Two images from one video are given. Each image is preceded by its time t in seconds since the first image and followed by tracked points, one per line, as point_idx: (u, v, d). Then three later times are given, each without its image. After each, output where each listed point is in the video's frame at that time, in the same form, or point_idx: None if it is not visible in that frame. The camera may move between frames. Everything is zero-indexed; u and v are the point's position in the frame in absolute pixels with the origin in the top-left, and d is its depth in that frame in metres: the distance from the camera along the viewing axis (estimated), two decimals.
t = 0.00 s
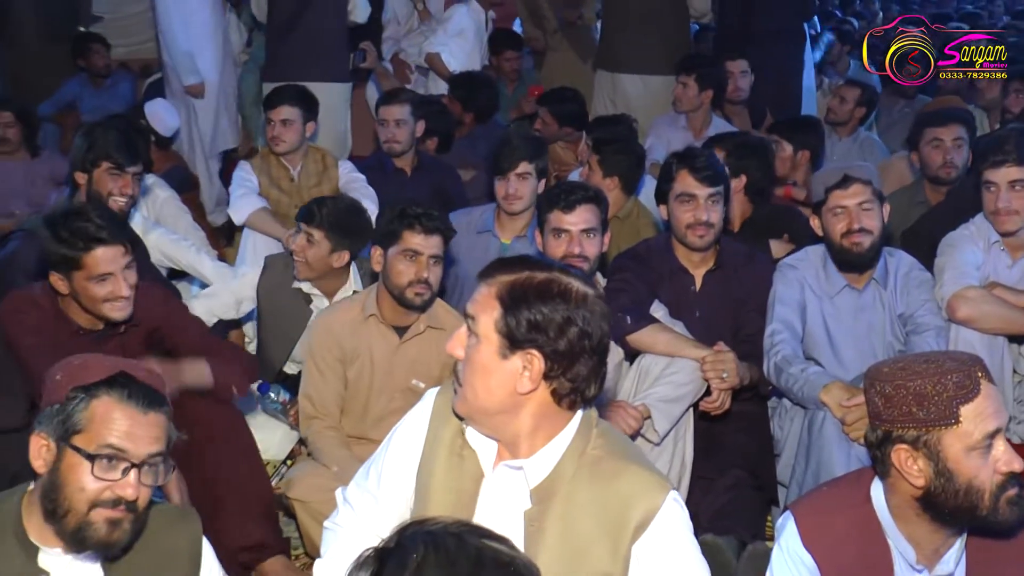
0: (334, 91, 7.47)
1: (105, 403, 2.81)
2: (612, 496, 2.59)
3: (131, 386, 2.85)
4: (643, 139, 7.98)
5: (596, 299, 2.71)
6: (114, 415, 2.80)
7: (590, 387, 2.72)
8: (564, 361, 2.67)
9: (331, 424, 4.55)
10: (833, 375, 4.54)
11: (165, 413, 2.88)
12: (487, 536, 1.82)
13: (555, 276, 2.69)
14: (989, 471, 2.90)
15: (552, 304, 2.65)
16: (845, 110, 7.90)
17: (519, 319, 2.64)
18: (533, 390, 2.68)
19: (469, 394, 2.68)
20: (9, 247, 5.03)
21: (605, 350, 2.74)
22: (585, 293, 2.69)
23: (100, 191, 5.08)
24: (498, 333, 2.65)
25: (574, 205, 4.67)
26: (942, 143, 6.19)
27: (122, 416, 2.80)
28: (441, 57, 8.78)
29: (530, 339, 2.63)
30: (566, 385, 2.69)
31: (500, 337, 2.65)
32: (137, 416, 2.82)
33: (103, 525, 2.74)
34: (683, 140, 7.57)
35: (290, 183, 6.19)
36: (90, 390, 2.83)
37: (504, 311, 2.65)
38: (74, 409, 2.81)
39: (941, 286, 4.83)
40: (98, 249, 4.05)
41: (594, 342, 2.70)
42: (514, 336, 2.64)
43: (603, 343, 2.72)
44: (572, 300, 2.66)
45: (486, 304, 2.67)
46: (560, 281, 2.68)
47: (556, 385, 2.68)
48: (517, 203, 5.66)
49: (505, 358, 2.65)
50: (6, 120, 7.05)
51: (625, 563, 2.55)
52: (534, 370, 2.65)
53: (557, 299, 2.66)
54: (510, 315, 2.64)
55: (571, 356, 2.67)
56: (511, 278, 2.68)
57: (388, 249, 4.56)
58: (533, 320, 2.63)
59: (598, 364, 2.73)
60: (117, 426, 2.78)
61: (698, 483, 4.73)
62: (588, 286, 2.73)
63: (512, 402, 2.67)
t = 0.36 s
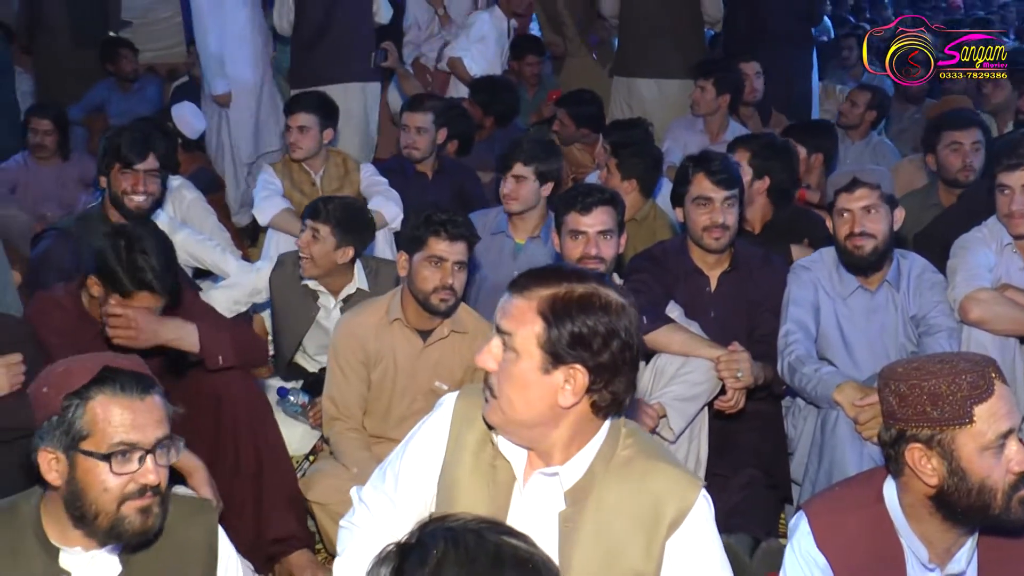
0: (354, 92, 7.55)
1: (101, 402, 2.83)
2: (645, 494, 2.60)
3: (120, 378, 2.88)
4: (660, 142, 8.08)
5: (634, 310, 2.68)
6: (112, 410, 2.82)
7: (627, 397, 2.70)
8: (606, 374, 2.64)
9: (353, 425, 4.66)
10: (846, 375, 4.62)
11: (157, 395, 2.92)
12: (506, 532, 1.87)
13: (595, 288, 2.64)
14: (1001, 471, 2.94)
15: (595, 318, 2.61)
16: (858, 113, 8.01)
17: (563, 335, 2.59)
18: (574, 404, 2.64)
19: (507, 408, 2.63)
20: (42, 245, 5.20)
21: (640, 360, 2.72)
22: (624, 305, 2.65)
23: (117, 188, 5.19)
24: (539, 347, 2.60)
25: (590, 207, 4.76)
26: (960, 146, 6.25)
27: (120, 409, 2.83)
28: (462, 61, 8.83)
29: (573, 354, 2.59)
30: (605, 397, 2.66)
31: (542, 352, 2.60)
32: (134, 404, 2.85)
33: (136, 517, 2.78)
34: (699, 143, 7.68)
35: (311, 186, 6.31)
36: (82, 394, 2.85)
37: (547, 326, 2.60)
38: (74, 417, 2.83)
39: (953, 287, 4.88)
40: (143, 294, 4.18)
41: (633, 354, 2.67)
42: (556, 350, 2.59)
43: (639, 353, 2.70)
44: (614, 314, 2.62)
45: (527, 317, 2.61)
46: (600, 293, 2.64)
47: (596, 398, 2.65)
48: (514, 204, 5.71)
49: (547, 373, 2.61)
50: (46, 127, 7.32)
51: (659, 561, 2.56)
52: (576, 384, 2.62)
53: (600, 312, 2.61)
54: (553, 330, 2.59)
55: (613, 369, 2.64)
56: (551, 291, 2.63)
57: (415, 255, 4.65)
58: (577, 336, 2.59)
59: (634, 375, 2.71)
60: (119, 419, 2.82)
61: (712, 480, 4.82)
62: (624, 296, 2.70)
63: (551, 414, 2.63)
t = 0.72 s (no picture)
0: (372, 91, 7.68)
1: (95, 396, 2.85)
2: (668, 493, 2.59)
3: (109, 369, 2.89)
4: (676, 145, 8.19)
5: (655, 319, 2.64)
6: (107, 403, 2.84)
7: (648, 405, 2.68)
8: (629, 385, 2.61)
9: (375, 422, 4.77)
10: (859, 375, 4.71)
11: (145, 379, 2.94)
12: (515, 526, 1.94)
13: (616, 300, 2.60)
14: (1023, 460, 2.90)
15: (616, 331, 2.57)
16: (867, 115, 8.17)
17: (585, 349, 2.56)
18: (597, 416, 2.62)
19: (529, 420, 2.60)
20: (68, 240, 5.39)
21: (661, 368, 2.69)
22: (645, 315, 2.62)
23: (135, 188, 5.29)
24: (561, 362, 2.57)
25: (608, 210, 4.86)
26: (977, 151, 6.32)
27: (115, 400, 2.85)
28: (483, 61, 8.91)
29: (596, 368, 2.56)
30: (628, 408, 2.63)
31: (564, 366, 2.57)
32: (129, 392, 2.87)
33: (151, 498, 2.82)
34: (714, 147, 7.78)
35: (333, 188, 6.49)
36: (76, 393, 2.86)
37: (569, 341, 2.57)
38: (73, 417, 2.84)
39: (965, 289, 4.99)
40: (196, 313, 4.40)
41: (655, 364, 2.64)
42: (579, 364, 2.56)
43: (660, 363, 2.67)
44: (635, 326, 2.59)
45: (547, 331, 2.58)
46: (620, 304, 2.60)
47: (618, 408, 2.63)
48: (523, 207, 5.81)
49: (569, 387, 2.58)
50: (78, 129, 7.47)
51: (681, 560, 2.56)
52: (599, 396, 2.59)
53: (621, 325, 2.58)
54: (575, 345, 2.56)
55: (635, 380, 2.61)
56: (571, 304, 2.59)
57: (432, 257, 4.75)
58: (599, 349, 2.56)
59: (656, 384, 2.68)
60: (117, 410, 2.83)
61: (727, 477, 4.92)
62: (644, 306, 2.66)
63: (575, 426, 2.61)
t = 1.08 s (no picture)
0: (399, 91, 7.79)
1: (95, 402, 2.82)
2: (693, 496, 2.65)
3: (107, 374, 2.86)
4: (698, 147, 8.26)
5: (680, 327, 2.71)
6: (107, 407, 2.82)
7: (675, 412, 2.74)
8: (657, 394, 2.67)
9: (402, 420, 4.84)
10: (880, 376, 4.77)
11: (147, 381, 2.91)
12: (531, 523, 1.96)
13: (642, 309, 2.66)
14: None
15: (644, 340, 2.64)
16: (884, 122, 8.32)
17: (614, 359, 2.62)
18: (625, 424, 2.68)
19: (558, 429, 2.66)
20: (99, 237, 5.50)
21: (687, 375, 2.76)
22: (671, 323, 2.68)
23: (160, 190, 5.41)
24: (590, 372, 2.63)
25: (639, 214, 4.85)
26: (998, 155, 6.34)
27: (115, 404, 2.82)
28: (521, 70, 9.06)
29: (624, 377, 2.62)
30: (656, 415, 2.69)
31: (593, 376, 2.63)
32: (128, 396, 2.84)
33: (157, 501, 2.80)
34: (735, 150, 7.85)
35: (360, 186, 6.58)
36: (75, 401, 2.84)
37: (597, 351, 2.62)
38: (74, 424, 2.82)
39: (985, 291, 5.03)
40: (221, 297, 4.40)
41: (682, 371, 2.70)
42: (608, 375, 2.62)
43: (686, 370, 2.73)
44: (661, 335, 2.65)
45: (576, 341, 2.64)
46: (647, 313, 2.66)
47: (647, 416, 2.69)
48: (552, 212, 5.88)
49: (598, 396, 2.64)
50: (110, 126, 7.62)
51: (705, 560, 2.63)
52: (628, 405, 2.65)
53: (649, 334, 2.64)
54: (604, 355, 2.62)
55: (663, 389, 2.67)
56: (598, 314, 2.65)
57: (455, 256, 4.83)
58: (628, 359, 2.62)
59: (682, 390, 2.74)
60: (117, 414, 2.81)
61: (749, 476, 4.99)
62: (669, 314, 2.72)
63: (603, 434, 2.67)
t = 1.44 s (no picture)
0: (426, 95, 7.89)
1: (110, 409, 2.78)
2: (715, 494, 2.73)
3: (121, 381, 2.82)
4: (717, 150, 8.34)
5: (705, 328, 2.79)
6: (122, 412, 2.77)
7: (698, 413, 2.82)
8: (682, 395, 2.76)
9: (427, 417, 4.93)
10: (897, 376, 4.85)
11: (161, 386, 2.85)
12: (557, 520, 1.91)
13: (669, 311, 2.74)
14: None
15: (672, 342, 2.72)
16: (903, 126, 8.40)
17: (642, 361, 2.69)
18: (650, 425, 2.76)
19: (585, 430, 2.74)
20: (137, 237, 5.65)
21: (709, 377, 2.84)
22: (696, 325, 2.76)
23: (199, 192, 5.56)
24: (618, 374, 2.70)
25: (663, 216, 4.92)
26: (1009, 157, 6.39)
27: (129, 409, 2.77)
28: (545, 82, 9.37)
29: (652, 378, 2.70)
30: (681, 415, 2.78)
31: (620, 377, 2.70)
32: (143, 401, 2.79)
33: (173, 506, 2.74)
34: (755, 153, 7.92)
35: (383, 185, 6.67)
36: (90, 408, 2.80)
37: (625, 353, 2.70)
38: (89, 430, 2.78)
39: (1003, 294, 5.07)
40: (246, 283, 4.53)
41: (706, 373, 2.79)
42: (635, 376, 2.70)
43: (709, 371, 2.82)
44: (688, 337, 2.73)
45: (604, 343, 2.71)
46: (673, 315, 2.74)
47: (672, 417, 2.77)
48: (576, 214, 5.96)
49: (625, 397, 2.72)
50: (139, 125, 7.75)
51: (727, 559, 2.70)
52: (654, 406, 2.73)
53: (676, 337, 2.72)
54: (632, 357, 2.69)
55: (688, 390, 2.76)
56: (626, 316, 2.72)
57: (478, 257, 4.90)
58: (655, 361, 2.70)
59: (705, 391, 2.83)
60: (133, 420, 2.76)
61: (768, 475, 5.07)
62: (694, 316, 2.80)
63: (630, 434, 2.74)
